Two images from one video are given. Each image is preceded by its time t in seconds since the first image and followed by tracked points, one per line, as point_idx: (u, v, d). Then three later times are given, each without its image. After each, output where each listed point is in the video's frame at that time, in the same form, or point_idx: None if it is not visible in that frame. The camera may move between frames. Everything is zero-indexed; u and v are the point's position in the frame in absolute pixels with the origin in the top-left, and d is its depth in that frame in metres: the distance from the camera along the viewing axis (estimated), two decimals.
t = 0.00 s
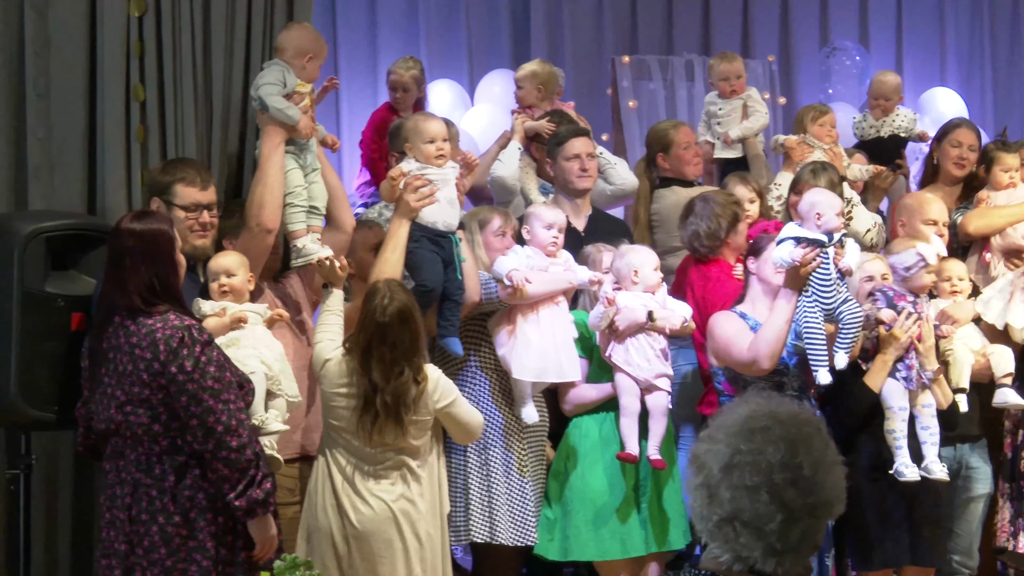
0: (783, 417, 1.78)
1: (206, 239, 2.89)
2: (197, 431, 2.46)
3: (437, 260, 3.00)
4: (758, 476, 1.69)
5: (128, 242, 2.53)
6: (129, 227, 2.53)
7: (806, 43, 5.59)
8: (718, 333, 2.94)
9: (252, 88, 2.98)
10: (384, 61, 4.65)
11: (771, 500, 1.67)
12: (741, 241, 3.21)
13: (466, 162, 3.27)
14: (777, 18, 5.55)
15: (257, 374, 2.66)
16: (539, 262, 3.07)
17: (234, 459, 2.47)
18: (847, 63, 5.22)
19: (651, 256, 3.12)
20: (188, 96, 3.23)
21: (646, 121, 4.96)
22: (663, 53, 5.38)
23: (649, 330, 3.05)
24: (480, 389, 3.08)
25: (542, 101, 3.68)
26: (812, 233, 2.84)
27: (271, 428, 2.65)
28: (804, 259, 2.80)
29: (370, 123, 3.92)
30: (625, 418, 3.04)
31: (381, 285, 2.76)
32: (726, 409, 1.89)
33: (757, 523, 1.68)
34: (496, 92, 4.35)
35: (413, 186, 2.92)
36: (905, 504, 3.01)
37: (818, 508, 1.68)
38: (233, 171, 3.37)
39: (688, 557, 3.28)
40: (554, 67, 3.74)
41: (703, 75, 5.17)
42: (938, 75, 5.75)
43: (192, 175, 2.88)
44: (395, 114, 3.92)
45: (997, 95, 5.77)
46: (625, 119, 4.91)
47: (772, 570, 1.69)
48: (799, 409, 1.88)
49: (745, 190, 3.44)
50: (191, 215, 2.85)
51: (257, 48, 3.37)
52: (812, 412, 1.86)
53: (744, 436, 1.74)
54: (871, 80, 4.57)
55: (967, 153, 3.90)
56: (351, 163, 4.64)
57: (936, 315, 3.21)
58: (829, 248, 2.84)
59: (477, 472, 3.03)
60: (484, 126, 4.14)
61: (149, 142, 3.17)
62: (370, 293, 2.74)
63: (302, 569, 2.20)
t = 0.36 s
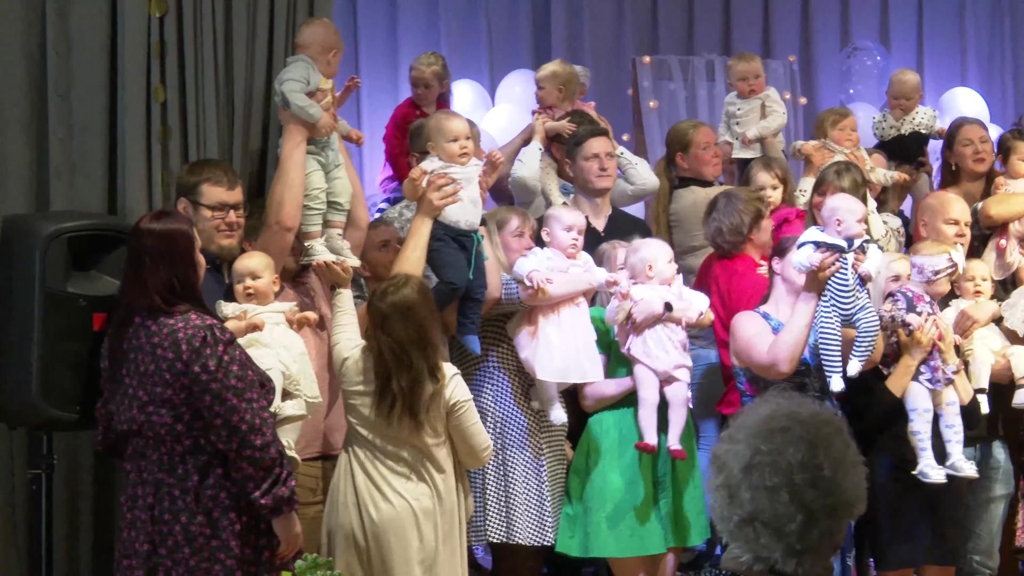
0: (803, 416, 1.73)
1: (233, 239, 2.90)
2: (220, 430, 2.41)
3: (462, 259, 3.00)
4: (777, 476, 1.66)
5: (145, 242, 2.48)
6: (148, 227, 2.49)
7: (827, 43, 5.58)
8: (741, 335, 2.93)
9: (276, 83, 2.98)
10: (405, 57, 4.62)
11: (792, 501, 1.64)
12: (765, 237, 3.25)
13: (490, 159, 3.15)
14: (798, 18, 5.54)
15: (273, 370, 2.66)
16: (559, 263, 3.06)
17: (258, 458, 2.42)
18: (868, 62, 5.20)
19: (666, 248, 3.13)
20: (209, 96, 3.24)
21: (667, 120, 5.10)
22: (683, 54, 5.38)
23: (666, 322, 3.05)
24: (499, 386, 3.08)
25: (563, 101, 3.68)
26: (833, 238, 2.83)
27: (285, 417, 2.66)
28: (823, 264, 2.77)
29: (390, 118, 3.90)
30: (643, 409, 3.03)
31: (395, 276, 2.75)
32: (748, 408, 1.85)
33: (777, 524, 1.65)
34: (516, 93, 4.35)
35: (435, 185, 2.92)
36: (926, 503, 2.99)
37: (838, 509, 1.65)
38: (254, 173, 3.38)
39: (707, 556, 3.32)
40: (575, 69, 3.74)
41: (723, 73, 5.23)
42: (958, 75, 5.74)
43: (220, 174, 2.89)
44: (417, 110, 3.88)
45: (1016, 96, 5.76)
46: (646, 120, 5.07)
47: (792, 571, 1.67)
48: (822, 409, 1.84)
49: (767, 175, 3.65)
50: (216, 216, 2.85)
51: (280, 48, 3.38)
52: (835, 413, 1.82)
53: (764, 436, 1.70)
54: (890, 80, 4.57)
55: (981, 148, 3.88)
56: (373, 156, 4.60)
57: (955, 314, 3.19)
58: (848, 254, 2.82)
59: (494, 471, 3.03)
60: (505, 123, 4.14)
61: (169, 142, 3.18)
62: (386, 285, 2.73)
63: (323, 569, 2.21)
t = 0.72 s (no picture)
0: (815, 417, 1.74)
1: (257, 236, 2.93)
2: (240, 427, 2.42)
3: (474, 242, 3.06)
4: (791, 475, 1.65)
5: (164, 241, 2.50)
6: (167, 226, 2.50)
7: (840, 45, 5.61)
8: (757, 334, 2.96)
9: (297, 88, 2.98)
10: (423, 58, 4.65)
11: (805, 500, 1.64)
12: (781, 235, 3.28)
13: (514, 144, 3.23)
14: (812, 20, 5.57)
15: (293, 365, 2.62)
16: (574, 262, 3.07)
17: (276, 456, 2.43)
18: (881, 66, 5.23)
19: (684, 225, 3.18)
20: (228, 98, 3.26)
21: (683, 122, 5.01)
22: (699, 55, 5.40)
23: (683, 295, 3.07)
24: (514, 383, 3.10)
25: (579, 104, 3.68)
26: (847, 241, 2.86)
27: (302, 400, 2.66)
28: (838, 266, 2.81)
29: (411, 120, 3.91)
30: (660, 378, 3.03)
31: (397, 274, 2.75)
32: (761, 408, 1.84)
33: (790, 523, 1.64)
34: (534, 96, 4.37)
35: (454, 166, 2.98)
36: (937, 502, 3.01)
37: (851, 509, 1.65)
38: (273, 175, 3.41)
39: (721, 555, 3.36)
40: (592, 72, 3.75)
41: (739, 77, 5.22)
42: (971, 78, 5.76)
43: (239, 173, 2.92)
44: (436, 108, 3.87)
45: None
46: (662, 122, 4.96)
47: (806, 569, 1.66)
48: (834, 408, 1.84)
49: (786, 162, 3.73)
50: (239, 212, 2.89)
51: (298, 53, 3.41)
52: (849, 413, 1.81)
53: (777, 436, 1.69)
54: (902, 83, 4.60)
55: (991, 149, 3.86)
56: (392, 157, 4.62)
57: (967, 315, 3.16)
58: (862, 258, 2.85)
59: (506, 469, 3.05)
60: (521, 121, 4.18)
61: (190, 144, 3.21)
62: (389, 277, 2.75)
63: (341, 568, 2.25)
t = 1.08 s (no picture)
0: (813, 417, 1.82)
1: (264, 232, 2.93)
2: (242, 421, 2.46)
3: (480, 210, 3.27)
4: (790, 473, 1.75)
5: (169, 242, 2.54)
6: (177, 227, 2.54)
7: (839, 47, 5.64)
8: (756, 335, 3.00)
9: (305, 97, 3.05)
10: (428, 60, 4.70)
11: (804, 498, 1.73)
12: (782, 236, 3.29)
13: (520, 118, 3.39)
14: (811, 24, 5.60)
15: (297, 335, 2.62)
16: (572, 264, 3.07)
17: (277, 450, 2.47)
18: (879, 69, 5.28)
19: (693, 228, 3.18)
20: (235, 101, 3.32)
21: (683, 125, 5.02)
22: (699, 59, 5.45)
23: (686, 299, 3.08)
24: (515, 383, 3.13)
25: (582, 108, 3.73)
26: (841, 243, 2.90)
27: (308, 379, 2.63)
28: (833, 268, 2.84)
29: (416, 122, 3.87)
30: (660, 373, 3.06)
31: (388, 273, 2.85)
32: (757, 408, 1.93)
33: (789, 521, 1.75)
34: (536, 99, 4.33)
35: (458, 140, 3.17)
36: (931, 500, 3.06)
37: (850, 507, 1.74)
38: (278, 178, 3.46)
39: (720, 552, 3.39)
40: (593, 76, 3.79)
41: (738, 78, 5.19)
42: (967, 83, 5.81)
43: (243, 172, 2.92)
44: (441, 112, 3.84)
45: None
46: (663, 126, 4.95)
47: (804, 566, 1.75)
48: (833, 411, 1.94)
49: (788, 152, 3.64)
50: (244, 209, 2.90)
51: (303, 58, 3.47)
52: (844, 413, 1.89)
53: (776, 435, 1.79)
54: (898, 83, 4.63)
55: (988, 154, 3.90)
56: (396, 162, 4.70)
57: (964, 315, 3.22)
58: (856, 258, 2.90)
59: (508, 467, 3.09)
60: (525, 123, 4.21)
61: (198, 147, 3.26)
62: (386, 277, 2.83)
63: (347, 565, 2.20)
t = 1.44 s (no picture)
0: (800, 414, 1.92)
1: (261, 233, 3.01)
2: (242, 415, 2.55)
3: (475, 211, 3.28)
4: (776, 468, 1.85)
5: (171, 242, 2.63)
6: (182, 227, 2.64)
7: (824, 56, 5.68)
8: (743, 340, 3.09)
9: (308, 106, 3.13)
10: (425, 67, 4.80)
11: (790, 492, 1.83)
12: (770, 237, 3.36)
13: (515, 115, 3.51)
14: (797, 31, 5.65)
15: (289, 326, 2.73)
16: (562, 262, 3.17)
17: (276, 443, 2.56)
18: (863, 76, 5.33)
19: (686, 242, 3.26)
20: (238, 108, 3.40)
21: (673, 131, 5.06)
22: (689, 66, 5.51)
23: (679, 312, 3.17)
24: (508, 382, 3.22)
25: (576, 113, 3.80)
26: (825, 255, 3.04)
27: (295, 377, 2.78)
28: (817, 279, 2.97)
29: (415, 126, 3.97)
30: (655, 392, 3.16)
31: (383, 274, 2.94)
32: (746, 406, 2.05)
33: (776, 514, 1.84)
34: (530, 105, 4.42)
35: (452, 139, 3.19)
36: (913, 494, 3.15)
37: (834, 501, 1.84)
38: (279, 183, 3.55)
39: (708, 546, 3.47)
40: (586, 83, 3.87)
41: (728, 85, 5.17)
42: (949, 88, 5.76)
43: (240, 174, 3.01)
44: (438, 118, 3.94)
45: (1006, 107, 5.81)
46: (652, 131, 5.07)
47: (790, 558, 1.84)
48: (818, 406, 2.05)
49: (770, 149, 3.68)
50: (242, 209, 2.97)
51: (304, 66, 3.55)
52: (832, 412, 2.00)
53: (763, 433, 1.89)
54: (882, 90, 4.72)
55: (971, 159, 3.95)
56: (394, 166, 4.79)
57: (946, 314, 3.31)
58: (840, 270, 3.01)
59: (503, 462, 3.17)
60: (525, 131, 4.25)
61: (201, 151, 3.34)
62: (382, 277, 2.93)
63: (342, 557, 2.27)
